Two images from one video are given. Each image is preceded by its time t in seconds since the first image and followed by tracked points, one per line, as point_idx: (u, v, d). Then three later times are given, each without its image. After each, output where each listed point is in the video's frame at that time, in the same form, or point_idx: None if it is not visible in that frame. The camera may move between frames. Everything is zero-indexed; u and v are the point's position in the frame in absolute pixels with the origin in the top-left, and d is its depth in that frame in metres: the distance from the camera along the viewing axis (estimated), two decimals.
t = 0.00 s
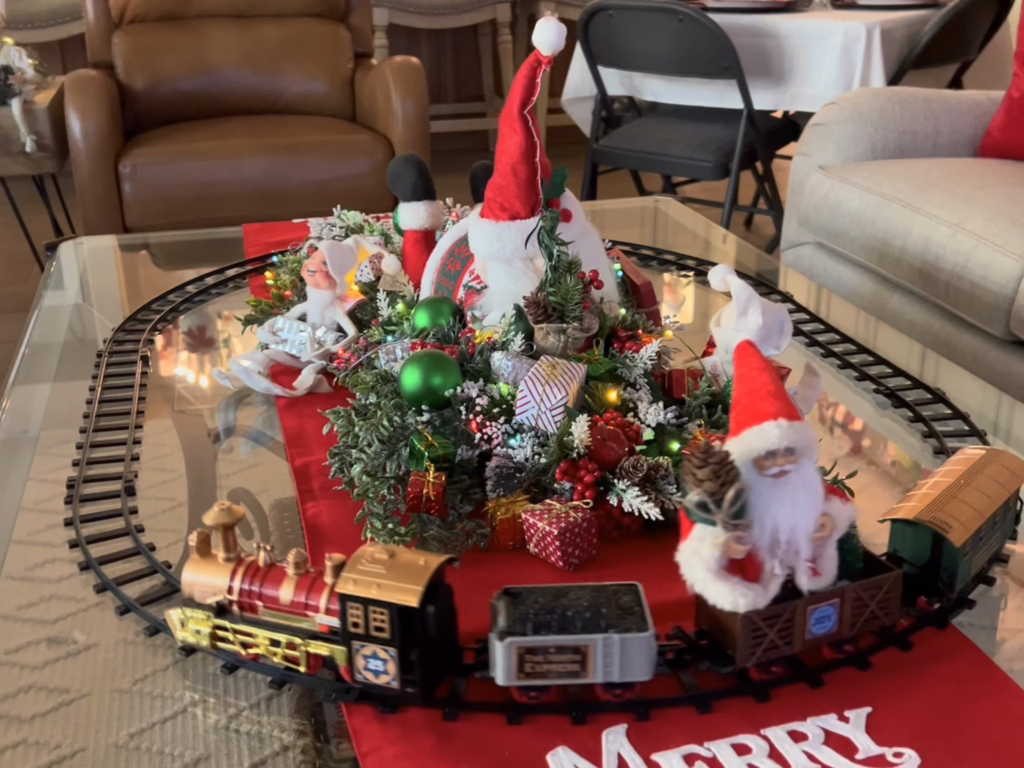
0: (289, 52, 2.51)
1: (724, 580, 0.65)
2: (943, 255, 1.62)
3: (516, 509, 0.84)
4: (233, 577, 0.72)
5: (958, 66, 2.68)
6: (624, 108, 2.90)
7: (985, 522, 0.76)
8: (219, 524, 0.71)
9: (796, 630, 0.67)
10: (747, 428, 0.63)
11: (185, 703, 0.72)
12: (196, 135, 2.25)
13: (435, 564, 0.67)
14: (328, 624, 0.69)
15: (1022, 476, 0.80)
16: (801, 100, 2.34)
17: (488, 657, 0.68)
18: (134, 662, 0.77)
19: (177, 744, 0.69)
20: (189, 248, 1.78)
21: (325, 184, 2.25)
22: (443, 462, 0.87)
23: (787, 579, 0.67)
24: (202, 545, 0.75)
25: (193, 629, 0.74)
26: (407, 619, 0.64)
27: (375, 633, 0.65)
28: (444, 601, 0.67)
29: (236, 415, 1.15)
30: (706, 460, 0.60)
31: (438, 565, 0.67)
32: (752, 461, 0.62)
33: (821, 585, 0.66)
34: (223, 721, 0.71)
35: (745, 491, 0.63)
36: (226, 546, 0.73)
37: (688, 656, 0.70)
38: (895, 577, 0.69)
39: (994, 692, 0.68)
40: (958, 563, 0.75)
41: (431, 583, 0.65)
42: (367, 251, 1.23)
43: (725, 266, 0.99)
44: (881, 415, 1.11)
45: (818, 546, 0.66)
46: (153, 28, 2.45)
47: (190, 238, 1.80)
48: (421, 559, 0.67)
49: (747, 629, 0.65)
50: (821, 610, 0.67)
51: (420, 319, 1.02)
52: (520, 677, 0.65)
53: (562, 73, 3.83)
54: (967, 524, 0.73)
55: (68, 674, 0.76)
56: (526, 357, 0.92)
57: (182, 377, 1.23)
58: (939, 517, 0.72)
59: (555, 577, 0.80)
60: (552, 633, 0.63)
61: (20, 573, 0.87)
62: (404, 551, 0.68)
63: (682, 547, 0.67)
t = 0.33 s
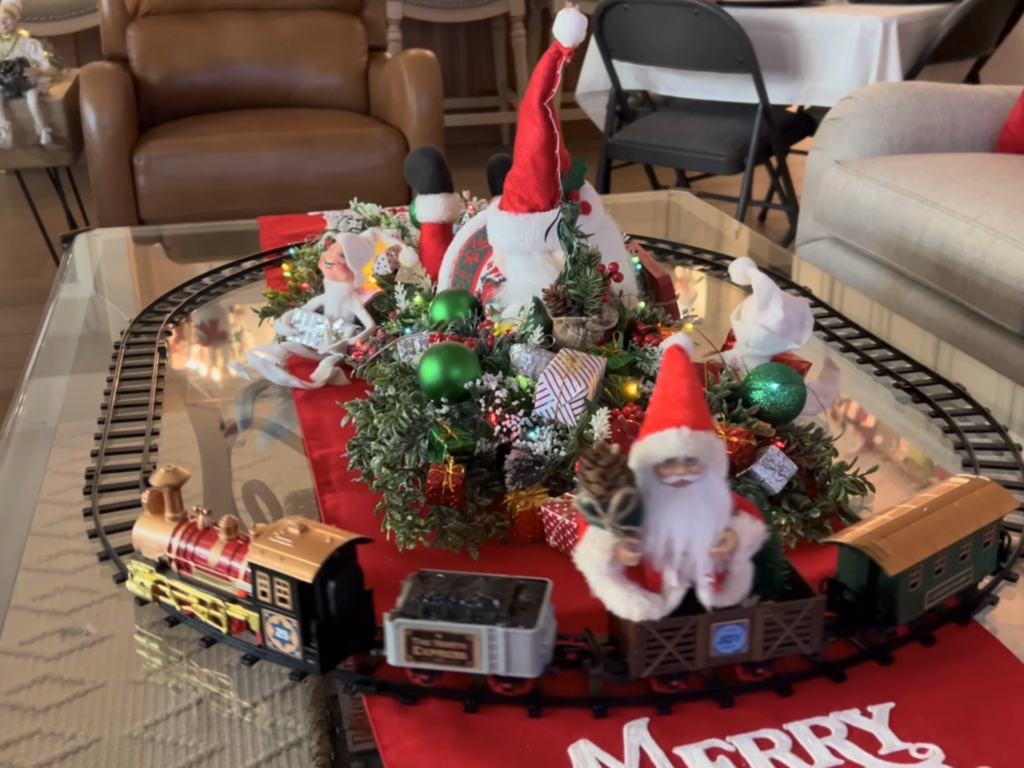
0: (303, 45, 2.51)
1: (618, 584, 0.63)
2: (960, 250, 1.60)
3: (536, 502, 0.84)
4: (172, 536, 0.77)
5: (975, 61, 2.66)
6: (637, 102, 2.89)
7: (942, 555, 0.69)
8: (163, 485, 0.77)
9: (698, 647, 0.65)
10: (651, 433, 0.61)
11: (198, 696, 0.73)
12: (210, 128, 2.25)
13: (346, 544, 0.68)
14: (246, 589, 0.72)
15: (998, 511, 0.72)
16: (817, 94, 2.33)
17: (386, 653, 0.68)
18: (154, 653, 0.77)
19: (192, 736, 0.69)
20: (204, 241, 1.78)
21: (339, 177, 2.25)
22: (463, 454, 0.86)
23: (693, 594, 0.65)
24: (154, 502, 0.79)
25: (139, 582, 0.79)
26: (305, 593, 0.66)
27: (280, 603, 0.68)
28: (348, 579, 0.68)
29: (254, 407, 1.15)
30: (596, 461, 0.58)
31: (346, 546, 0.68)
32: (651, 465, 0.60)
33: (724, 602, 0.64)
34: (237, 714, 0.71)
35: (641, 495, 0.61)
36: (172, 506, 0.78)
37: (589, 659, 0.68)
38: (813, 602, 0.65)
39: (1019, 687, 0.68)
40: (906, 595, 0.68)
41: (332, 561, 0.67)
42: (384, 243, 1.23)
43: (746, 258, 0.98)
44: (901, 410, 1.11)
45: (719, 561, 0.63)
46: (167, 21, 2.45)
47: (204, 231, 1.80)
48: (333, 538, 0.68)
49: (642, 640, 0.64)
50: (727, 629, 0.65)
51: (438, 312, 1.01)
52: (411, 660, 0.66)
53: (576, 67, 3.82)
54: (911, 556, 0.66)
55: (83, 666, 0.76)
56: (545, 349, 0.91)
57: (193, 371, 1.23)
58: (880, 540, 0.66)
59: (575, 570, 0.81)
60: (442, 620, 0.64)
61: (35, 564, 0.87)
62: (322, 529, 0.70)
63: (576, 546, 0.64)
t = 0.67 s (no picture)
0: (317, 39, 2.51)
1: (503, 574, 0.63)
2: (977, 246, 1.60)
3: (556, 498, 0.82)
4: (141, 487, 0.81)
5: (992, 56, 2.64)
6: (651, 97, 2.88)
7: (872, 587, 0.66)
8: (136, 440, 0.81)
9: (582, 647, 0.65)
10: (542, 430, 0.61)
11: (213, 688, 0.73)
12: (224, 122, 2.25)
13: (269, 513, 0.73)
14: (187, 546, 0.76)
15: (948, 550, 0.68)
16: (832, 90, 2.32)
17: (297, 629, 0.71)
18: (173, 643, 0.78)
19: (207, 728, 0.69)
20: (220, 234, 1.78)
21: (353, 171, 2.25)
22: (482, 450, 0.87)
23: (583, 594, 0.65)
24: (134, 456, 0.83)
25: (114, 528, 0.85)
26: (226, 554, 0.71)
27: (207, 562, 0.73)
28: (268, 547, 0.73)
29: (272, 401, 1.16)
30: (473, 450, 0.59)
31: (268, 514, 0.73)
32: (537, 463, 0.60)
33: (608, 605, 0.63)
34: (252, 707, 0.71)
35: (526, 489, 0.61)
36: (147, 461, 0.81)
37: (483, 647, 0.70)
38: (703, 620, 0.64)
39: None
40: (820, 624, 0.65)
41: (251, 528, 0.72)
42: (403, 237, 1.22)
43: (768, 253, 0.98)
44: (920, 406, 1.11)
45: (601, 563, 0.62)
46: (182, 14, 2.45)
47: (219, 224, 1.81)
48: (257, 507, 0.73)
49: (522, 634, 0.65)
50: (615, 633, 0.65)
51: (457, 307, 1.01)
52: (313, 628, 0.69)
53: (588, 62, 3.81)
54: (824, 584, 0.63)
55: (98, 658, 0.76)
56: (565, 345, 0.91)
57: (205, 364, 1.23)
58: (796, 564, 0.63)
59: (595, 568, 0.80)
60: (338, 593, 0.67)
61: (53, 557, 0.88)
62: (254, 497, 0.75)
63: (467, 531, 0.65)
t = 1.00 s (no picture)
0: (329, 33, 2.50)
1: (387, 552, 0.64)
2: (993, 242, 1.58)
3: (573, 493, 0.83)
4: (128, 440, 0.84)
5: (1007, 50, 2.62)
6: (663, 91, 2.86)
7: (766, 609, 0.64)
8: (130, 395, 0.84)
9: (460, 632, 0.66)
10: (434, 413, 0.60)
11: (225, 682, 0.73)
12: (236, 115, 2.25)
13: (212, 472, 0.77)
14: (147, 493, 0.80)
15: (862, 580, 0.64)
16: (845, 84, 2.31)
17: (227, 591, 0.76)
18: (186, 635, 0.78)
19: (218, 722, 0.69)
20: (232, 228, 1.78)
21: (365, 166, 2.25)
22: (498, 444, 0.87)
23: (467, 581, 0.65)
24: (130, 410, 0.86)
25: (111, 471, 0.91)
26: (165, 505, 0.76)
27: (155, 510, 0.78)
28: (206, 504, 0.77)
29: (286, 395, 1.15)
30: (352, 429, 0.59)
31: (211, 473, 0.76)
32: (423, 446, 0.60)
33: (483, 594, 0.63)
34: (264, 700, 0.71)
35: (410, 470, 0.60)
36: (138, 416, 0.85)
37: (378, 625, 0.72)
38: (574, 620, 0.63)
39: None
40: (704, 635, 0.64)
41: (193, 484, 0.76)
42: (418, 233, 1.22)
43: (785, 248, 0.97)
44: (937, 402, 1.10)
45: (476, 553, 0.61)
46: (194, 8, 2.45)
47: (232, 219, 1.80)
48: (201, 464, 0.77)
49: (404, 613, 0.67)
50: (492, 622, 0.65)
51: (472, 302, 1.01)
52: (234, 586, 0.75)
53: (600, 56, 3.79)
54: (704, 598, 0.62)
55: (111, 651, 0.76)
56: (581, 340, 0.91)
57: (216, 358, 1.23)
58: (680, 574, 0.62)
59: (612, 562, 0.80)
60: (250, 557, 0.72)
61: (68, 549, 0.88)
62: (203, 453, 0.79)
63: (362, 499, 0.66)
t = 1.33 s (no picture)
0: (336, 27, 2.50)
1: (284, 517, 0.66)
2: (1003, 236, 1.57)
3: (582, 487, 0.84)
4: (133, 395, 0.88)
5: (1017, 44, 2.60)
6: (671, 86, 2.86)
7: (638, 609, 0.63)
8: (136, 352, 0.86)
9: (347, 599, 0.68)
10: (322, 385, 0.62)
11: (233, 675, 0.73)
12: (243, 109, 2.25)
13: (176, 428, 0.82)
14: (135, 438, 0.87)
15: (736, 592, 0.62)
16: (855, 79, 2.30)
17: (169, 545, 0.82)
18: (194, 628, 0.78)
19: (226, 716, 0.69)
20: (241, 222, 1.78)
21: (372, 160, 2.25)
22: (508, 437, 0.87)
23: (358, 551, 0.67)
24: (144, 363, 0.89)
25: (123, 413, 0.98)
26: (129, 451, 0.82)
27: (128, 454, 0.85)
28: (165, 456, 0.82)
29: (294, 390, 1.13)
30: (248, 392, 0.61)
31: (173, 428, 0.82)
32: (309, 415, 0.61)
33: (365, 561, 0.65)
34: (271, 694, 0.71)
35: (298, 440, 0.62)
36: (147, 373, 0.87)
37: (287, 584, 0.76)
38: (443, 597, 0.65)
39: None
40: (572, 631, 0.64)
41: (155, 435, 0.81)
42: (425, 225, 1.23)
43: (797, 241, 0.97)
44: (948, 398, 1.09)
45: (355, 522, 0.63)
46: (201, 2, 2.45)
47: (240, 212, 1.80)
48: (166, 417, 0.82)
49: (299, 576, 0.70)
50: (372, 593, 0.67)
51: (481, 295, 1.01)
52: (172, 533, 0.80)
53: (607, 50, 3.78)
54: (568, 593, 0.62)
55: (117, 645, 0.76)
56: (591, 333, 0.90)
57: (223, 352, 1.22)
58: (547, 564, 0.63)
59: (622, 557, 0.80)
60: (184, 510, 0.77)
61: (76, 543, 0.88)
62: (174, 407, 0.84)
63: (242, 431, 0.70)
